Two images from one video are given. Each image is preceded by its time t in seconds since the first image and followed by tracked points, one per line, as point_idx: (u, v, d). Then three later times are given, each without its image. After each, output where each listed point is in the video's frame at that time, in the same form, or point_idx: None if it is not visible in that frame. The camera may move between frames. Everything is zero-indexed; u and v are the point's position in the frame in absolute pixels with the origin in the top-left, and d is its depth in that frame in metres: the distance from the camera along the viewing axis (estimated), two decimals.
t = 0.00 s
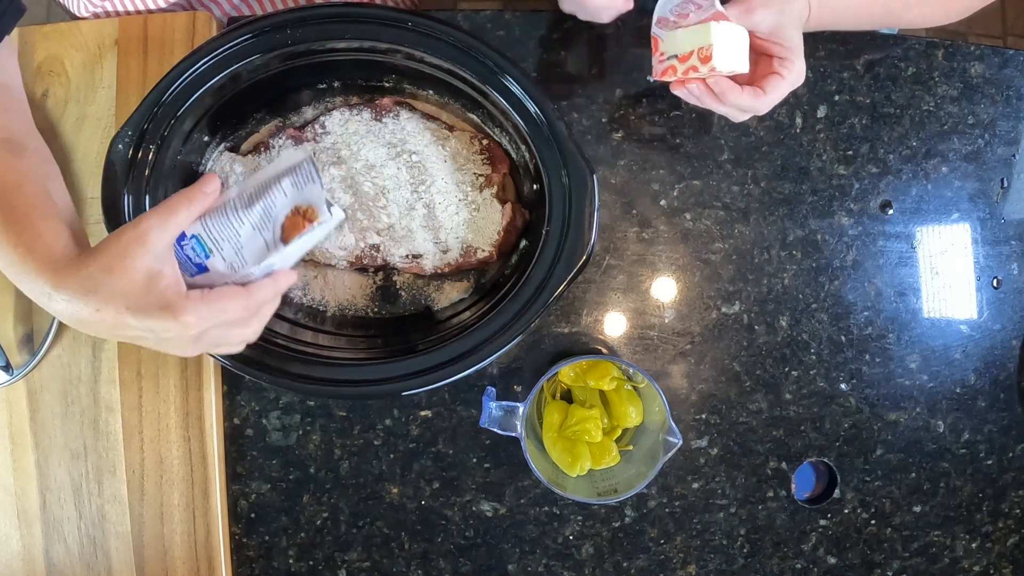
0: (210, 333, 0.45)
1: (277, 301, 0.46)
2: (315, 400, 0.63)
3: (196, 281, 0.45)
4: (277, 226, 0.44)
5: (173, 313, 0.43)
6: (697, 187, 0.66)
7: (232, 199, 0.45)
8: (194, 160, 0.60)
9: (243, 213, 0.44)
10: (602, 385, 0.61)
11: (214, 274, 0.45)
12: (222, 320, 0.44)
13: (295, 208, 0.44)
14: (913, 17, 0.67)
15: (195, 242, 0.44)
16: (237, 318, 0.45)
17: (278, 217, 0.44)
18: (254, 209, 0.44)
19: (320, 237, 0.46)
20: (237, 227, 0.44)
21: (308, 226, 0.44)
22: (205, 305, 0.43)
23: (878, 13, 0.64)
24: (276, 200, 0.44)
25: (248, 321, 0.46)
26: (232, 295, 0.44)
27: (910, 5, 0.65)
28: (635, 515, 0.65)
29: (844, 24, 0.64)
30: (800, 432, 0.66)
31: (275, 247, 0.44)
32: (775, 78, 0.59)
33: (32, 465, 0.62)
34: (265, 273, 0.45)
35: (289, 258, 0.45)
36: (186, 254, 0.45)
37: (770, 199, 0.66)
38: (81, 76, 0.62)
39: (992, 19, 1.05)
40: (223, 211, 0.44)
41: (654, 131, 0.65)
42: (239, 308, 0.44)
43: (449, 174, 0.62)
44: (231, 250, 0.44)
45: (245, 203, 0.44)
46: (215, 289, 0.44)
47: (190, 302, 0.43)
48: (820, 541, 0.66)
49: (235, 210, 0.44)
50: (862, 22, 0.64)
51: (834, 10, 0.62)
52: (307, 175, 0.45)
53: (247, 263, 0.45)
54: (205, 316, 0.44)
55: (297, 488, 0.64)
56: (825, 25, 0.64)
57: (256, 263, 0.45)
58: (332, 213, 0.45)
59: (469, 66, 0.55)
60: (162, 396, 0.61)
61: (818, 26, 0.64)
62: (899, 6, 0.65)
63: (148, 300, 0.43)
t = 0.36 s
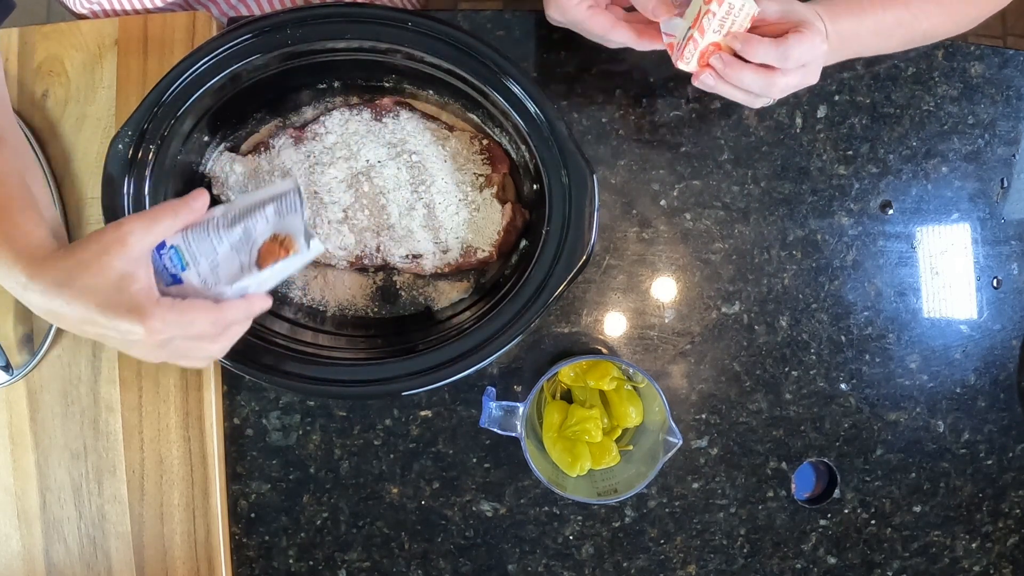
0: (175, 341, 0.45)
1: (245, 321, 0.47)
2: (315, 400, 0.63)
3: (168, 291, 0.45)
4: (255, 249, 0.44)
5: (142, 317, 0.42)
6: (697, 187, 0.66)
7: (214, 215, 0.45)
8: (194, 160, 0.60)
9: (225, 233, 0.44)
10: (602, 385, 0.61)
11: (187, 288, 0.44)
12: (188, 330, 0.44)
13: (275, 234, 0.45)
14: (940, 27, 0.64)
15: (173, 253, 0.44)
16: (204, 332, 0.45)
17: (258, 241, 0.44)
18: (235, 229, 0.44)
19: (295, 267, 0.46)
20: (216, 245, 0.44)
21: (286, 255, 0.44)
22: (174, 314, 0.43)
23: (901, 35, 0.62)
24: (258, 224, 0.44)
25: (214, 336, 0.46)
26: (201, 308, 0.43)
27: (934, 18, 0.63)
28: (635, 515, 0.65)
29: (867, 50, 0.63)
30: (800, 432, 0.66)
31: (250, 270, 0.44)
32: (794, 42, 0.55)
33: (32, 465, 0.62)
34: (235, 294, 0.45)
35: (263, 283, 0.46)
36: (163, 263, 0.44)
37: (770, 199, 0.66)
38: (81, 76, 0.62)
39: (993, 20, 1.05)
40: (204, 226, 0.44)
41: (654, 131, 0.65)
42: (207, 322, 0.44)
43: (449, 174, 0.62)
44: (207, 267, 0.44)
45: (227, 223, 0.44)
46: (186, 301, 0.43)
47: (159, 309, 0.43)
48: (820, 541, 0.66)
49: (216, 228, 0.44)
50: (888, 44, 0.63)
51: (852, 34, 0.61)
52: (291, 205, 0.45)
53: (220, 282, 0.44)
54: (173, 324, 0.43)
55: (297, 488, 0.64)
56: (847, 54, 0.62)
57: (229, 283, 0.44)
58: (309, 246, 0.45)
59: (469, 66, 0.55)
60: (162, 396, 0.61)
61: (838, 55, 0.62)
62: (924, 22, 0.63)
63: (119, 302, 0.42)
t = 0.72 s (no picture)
0: (202, 342, 0.46)
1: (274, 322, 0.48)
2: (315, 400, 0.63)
3: (199, 291, 0.46)
4: (286, 252, 0.46)
5: (171, 317, 0.44)
6: (697, 187, 0.66)
7: (249, 220, 0.46)
8: (195, 160, 0.60)
9: (257, 235, 0.45)
10: (602, 385, 0.61)
11: (217, 288, 0.46)
12: (215, 332, 0.45)
13: (308, 238, 0.46)
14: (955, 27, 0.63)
15: (205, 254, 0.45)
16: (230, 334, 0.46)
17: (290, 244, 0.46)
18: (268, 233, 0.45)
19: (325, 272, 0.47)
20: (249, 247, 0.45)
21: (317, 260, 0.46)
22: (203, 313, 0.44)
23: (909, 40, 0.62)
24: (291, 227, 0.46)
25: (238, 340, 0.47)
26: (230, 309, 0.45)
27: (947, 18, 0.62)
28: (635, 515, 0.65)
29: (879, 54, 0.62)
30: (800, 432, 0.66)
31: (280, 274, 0.45)
32: (808, 21, 0.57)
33: (32, 465, 0.62)
34: (265, 295, 0.46)
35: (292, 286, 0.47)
36: (194, 263, 0.46)
37: (770, 199, 0.66)
38: (81, 76, 0.62)
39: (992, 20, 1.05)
40: (238, 229, 0.46)
41: (654, 131, 0.65)
42: (234, 322, 0.45)
43: (449, 174, 0.62)
44: (238, 268, 0.45)
45: (260, 226, 0.46)
46: (216, 302, 0.45)
47: (190, 309, 0.44)
48: (820, 541, 0.66)
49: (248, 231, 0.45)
50: (900, 48, 0.62)
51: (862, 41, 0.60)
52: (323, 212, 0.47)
53: (250, 283, 0.46)
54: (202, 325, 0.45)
55: (297, 488, 0.64)
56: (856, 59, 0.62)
57: (260, 285, 0.46)
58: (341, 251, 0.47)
59: (469, 66, 0.55)
60: (162, 396, 0.61)
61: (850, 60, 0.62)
62: (935, 24, 0.62)
63: (150, 300, 0.44)
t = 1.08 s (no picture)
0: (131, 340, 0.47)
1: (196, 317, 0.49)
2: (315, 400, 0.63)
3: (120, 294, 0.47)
4: (200, 249, 0.46)
5: (96, 322, 0.44)
6: (697, 187, 0.66)
7: (158, 220, 0.46)
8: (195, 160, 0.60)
9: (170, 235, 0.46)
10: (602, 385, 0.61)
11: (135, 290, 0.46)
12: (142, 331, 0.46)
13: (219, 233, 0.47)
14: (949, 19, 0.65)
15: (121, 257, 0.45)
16: (155, 331, 0.47)
17: (202, 240, 0.46)
18: (180, 231, 0.46)
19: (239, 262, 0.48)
20: (162, 247, 0.46)
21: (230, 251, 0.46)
22: (128, 317, 0.45)
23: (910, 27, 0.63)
24: (201, 224, 0.46)
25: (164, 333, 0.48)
26: (152, 309, 0.45)
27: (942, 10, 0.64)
28: (635, 515, 0.65)
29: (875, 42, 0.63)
30: (801, 432, 0.66)
31: (194, 270, 0.46)
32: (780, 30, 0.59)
33: (32, 465, 0.62)
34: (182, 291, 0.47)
35: (208, 279, 0.48)
36: (111, 268, 0.46)
37: (770, 199, 0.66)
38: (81, 76, 0.62)
39: (992, 20, 1.05)
40: (149, 231, 0.46)
41: (654, 131, 0.65)
42: (157, 323, 0.46)
43: (449, 174, 0.62)
44: (154, 269, 0.46)
45: (172, 226, 0.46)
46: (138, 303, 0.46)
47: (114, 313, 0.45)
48: (820, 541, 0.66)
49: (160, 231, 0.46)
50: (895, 35, 0.63)
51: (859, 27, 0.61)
52: (233, 204, 0.48)
53: (167, 281, 0.46)
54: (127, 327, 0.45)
55: (297, 488, 0.64)
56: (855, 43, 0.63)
57: (176, 282, 0.46)
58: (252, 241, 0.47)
59: (469, 67, 0.55)
60: (162, 397, 0.61)
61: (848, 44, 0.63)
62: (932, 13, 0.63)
63: (74, 308, 0.45)
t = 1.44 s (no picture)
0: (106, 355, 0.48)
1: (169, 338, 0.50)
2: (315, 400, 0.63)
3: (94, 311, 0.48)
4: (173, 269, 0.48)
5: (71, 336, 0.46)
6: (697, 187, 0.66)
7: (134, 237, 0.48)
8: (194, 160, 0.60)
9: (145, 253, 0.47)
10: (602, 385, 0.61)
11: (109, 306, 0.48)
12: (115, 347, 0.47)
13: (192, 254, 0.48)
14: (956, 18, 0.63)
15: (96, 274, 0.47)
16: (127, 349, 0.48)
17: (176, 260, 0.48)
18: (155, 250, 0.48)
19: (211, 284, 0.50)
20: (136, 265, 0.47)
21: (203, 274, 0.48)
22: (103, 331, 0.46)
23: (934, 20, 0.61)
24: (175, 244, 0.48)
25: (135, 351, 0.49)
26: (127, 326, 0.47)
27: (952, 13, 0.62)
28: (635, 515, 0.65)
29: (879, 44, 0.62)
30: (801, 432, 0.66)
31: (168, 288, 0.48)
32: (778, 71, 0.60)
33: (32, 465, 0.62)
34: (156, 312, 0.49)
35: (181, 300, 0.49)
36: (87, 284, 0.47)
37: (770, 199, 0.66)
38: (81, 76, 0.62)
39: (993, 19, 1.05)
40: (125, 248, 0.47)
41: (654, 131, 0.65)
42: (131, 340, 0.47)
43: (448, 174, 0.62)
44: (129, 286, 0.47)
45: (147, 244, 0.48)
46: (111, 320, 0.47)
47: (88, 327, 0.46)
48: (820, 541, 0.66)
49: (136, 249, 0.47)
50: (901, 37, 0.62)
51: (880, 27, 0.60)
52: (204, 227, 0.50)
53: (140, 299, 0.48)
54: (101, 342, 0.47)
55: (297, 488, 0.64)
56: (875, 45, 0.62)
57: (149, 300, 0.48)
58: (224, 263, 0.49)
59: (469, 67, 0.55)
60: (162, 396, 0.61)
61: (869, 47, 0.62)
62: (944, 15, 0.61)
63: (49, 322, 0.46)
